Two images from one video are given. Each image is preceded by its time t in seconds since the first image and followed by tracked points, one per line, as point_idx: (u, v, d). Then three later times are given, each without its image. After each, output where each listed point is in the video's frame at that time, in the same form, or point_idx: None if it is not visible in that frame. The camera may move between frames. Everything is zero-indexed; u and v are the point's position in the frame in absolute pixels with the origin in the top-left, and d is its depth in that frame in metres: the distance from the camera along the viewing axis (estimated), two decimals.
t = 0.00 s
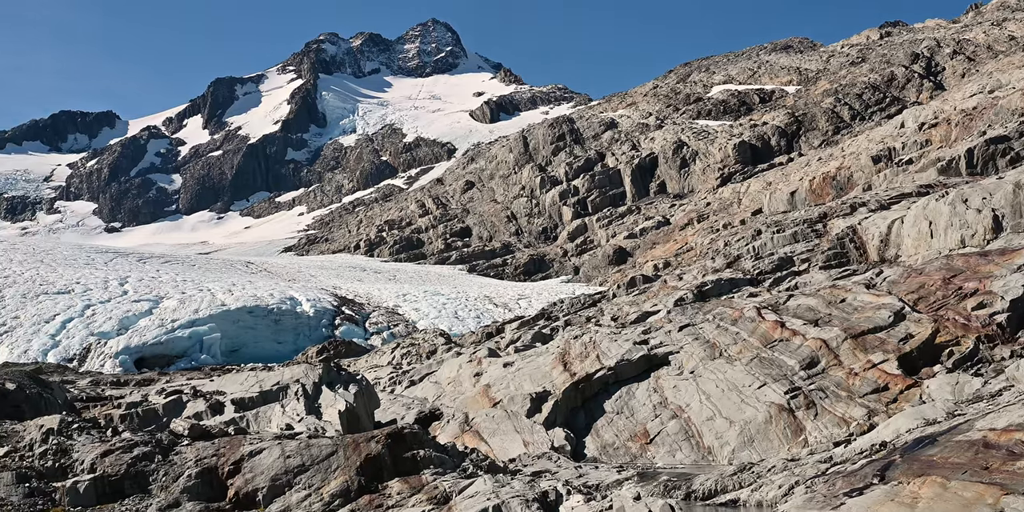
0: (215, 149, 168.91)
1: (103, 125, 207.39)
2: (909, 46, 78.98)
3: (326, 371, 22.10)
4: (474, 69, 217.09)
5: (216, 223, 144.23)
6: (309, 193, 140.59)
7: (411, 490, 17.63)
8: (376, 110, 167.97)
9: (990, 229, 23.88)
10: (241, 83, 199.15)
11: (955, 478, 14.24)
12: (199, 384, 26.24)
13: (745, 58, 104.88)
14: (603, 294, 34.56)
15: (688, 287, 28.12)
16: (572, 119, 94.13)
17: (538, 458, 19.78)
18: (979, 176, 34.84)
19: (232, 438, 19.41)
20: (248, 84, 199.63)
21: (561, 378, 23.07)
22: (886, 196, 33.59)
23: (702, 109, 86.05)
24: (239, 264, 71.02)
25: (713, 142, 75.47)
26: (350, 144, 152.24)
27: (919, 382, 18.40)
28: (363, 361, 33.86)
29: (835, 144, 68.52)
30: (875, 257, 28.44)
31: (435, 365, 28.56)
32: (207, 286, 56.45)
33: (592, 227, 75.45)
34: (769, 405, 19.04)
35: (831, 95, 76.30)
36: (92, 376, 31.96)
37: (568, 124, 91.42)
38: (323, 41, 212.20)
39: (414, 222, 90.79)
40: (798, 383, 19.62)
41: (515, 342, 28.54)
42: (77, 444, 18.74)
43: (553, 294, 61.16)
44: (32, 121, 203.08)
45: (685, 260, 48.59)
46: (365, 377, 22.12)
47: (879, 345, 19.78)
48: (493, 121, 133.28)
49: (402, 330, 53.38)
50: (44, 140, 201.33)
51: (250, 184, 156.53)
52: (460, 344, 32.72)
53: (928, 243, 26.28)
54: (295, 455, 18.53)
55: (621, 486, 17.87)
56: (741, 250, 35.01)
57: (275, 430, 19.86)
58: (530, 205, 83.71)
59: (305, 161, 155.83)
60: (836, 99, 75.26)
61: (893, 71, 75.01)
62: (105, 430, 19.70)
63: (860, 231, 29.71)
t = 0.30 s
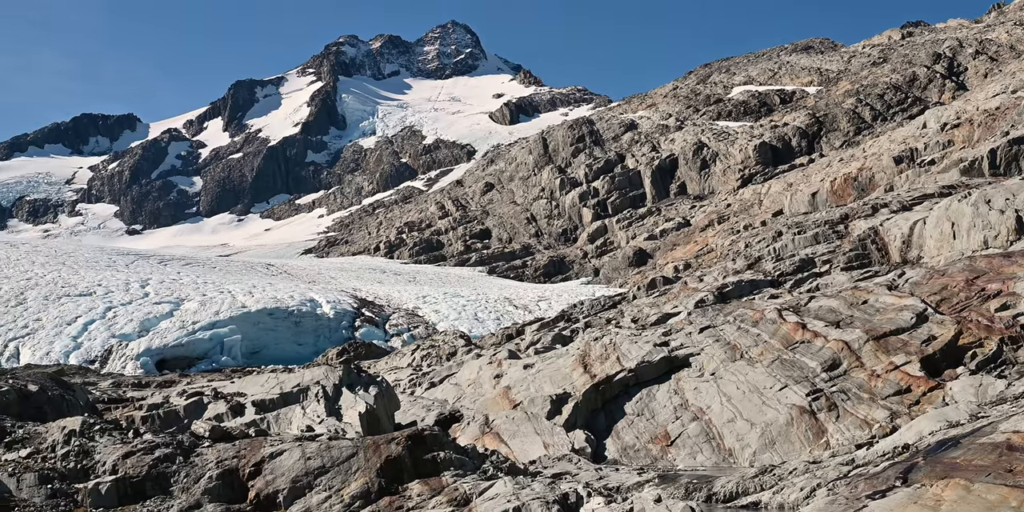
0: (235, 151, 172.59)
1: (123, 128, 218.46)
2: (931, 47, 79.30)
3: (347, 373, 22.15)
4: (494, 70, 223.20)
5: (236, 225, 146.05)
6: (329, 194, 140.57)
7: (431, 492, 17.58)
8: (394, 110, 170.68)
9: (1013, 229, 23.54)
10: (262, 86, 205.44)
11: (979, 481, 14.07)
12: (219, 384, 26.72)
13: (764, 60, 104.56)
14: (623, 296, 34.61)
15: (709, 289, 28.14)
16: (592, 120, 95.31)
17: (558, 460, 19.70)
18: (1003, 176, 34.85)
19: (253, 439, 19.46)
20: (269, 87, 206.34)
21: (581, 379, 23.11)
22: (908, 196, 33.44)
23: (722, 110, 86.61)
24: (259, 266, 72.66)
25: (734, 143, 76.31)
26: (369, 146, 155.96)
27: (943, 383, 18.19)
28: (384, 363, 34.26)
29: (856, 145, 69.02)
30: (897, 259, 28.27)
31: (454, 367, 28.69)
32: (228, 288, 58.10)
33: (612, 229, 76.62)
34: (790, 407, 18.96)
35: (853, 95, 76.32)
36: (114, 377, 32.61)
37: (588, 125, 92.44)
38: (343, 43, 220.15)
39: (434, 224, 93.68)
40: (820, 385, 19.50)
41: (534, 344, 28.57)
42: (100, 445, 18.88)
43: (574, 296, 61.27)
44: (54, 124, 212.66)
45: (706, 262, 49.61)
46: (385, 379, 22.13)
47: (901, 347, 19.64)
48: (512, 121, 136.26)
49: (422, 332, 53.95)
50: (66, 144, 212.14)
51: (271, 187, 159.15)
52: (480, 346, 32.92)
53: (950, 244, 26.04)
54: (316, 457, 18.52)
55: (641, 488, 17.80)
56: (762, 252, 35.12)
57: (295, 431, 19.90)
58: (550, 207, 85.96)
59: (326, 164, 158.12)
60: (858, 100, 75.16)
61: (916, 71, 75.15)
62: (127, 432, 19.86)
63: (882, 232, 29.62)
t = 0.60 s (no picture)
0: (258, 154, 178.54)
1: (146, 131, 223.49)
2: (955, 47, 80.79)
3: (370, 375, 22.21)
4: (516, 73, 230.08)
5: (259, 227, 149.90)
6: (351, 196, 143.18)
7: (454, 494, 17.51)
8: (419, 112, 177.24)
9: None
10: (284, 89, 212.27)
11: (1006, 483, 13.82)
12: (241, 386, 27.03)
13: (788, 60, 108.52)
14: (646, 298, 34.63)
15: (731, 291, 28.13)
16: (614, 122, 97.44)
17: (581, 462, 19.62)
18: None
19: (276, 441, 19.49)
20: (291, 89, 213.13)
21: (604, 381, 23.09)
22: (933, 197, 33.33)
23: (745, 111, 89.50)
24: (281, 269, 73.79)
25: (756, 144, 78.04)
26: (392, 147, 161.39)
27: (969, 385, 17.98)
28: (405, 365, 34.48)
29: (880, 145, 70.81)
30: (921, 259, 28.06)
31: (477, 369, 28.79)
32: (251, 290, 58.68)
33: (635, 230, 78.62)
34: (814, 409, 18.84)
35: (877, 96, 78.62)
36: (138, 380, 33.18)
37: (610, 126, 94.92)
38: (366, 46, 227.74)
39: (456, 225, 96.15)
40: (844, 387, 19.38)
41: (557, 345, 28.56)
42: (123, 447, 18.97)
43: (596, 298, 61.43)
44: (79, 127, 218.43)
45: (729, 263, 50.66)
46: (407, 381, 22.23)
47: (926, 349, 19.48)
48: (534, 122, 141.07)
49: (444, 334, 54.24)
50: (90, 146, 217.56)
51: (293, 190, 163.83)
52: (502, 348, 33.05)
53: (975, 245, 25.73)
54: (339, 459, 18.51)
55: (664, 490, 17.70)
56: (785, 253, 35.19)
57: (318, 433, 19.93)
58: (573, 208, 87.87)
59: (347, 166, 162.22)
60: (882, 100, 77.38)
61: (941, 71, 76.90)
62: (150, 433, 19.99)
63: (906, 233, 29.43)
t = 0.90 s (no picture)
0: (280, 156, 187.51)
1: (168, 133, 229.53)
2: (979, 47, 81.90)
3: (392, 376, 22.30)
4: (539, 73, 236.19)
5: (281, 229, 157.90)
6: (372, 198, 150.50)
7: (476, 495, 17.42)
8: (439, 113, 182.83)
9: None
10: (305, 91, 220.54)
11: None
12: (264, 388, 27.25)
13: (811, 59, 111.94)
14: (667, 298, 34.69)
15: (753, 292, 28.15)
16: (635, 123, 99.69)
17: (603, 464, 19.54)
18: None
19: (298, 442, 19.54)
20: (312, 91, 221.60)
21: (626, 383, 23.10)
22: (957, 197, 33.21)
23: (768, 111, 91.11)
24: (303, 270, 74.44)
25: (779, 145, 79.30)
26: (412, 150, 166.80)
27: (994, 386, 17.77)
28: (427, 366, 34.62)
29: (903, 145, 71.35)
30: (946, 260, 27.84)
31: (498, 370, 28.95)
32: (274, 292, 59.36)
33: (656, 231, 79.16)
34: (838, 410, 18.74)
35: (900, 95, 79.17)
36: (162, 381, 33.97)
37: (631, 127, 97.18)
38: (387, 48, 236.16)
39: (476, 227, 98.49)
40: (868, 388, 19.27)
41: (578, 347, 28.67)
42: (146, 448, 19.10)
43: (617, 299, 61.50)
44: (103, 130, 225.73)
45: (751, 264, 51.36)
46: (430, 382, 22.37)
47: (951, 349, 19.32)
48: (554, 124, 145.27)
49: (465, 335, 54.72)
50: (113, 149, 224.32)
51: (314, 192, 170.82)
52: (524, 349, 33.21)
53: (1000, 245, 25.45)
54: (360, 460, 18.52)
55: (686, 491, 17.61)
56: (808, 254, 35.30)
57: (340, 434, 19.98)
58: (594, 209, 89.55)
59: (369, 168, 167.87)
60: (905, 99, 78.03)
61: (965, 70, 77.27)
62: (173, 434, 20.17)
63: (930, 233, 29.23)
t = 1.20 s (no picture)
0: (302, 157, 191.49)
1: (190, 135, 236.06)
2: (1003, 45, 82.28)
3: (414, 376, 22.37)
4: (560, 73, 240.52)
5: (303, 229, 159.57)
6: (394, 198, 153.46)
7: (497, 496, 17.33)
8: (460, 113, 186.81)
9: None
10: (327, 92, 225.88)
11: None
12: (285, 388, 27.54)
13: (834, 58, 113.49)
14: (690, 298, 34.65)
15: (776, 292, 28.13)
16: (657, 123, 101.27)
17: (625, 464, 19.50)
18: None
19: (320, 442, 19.60)
20: (334, 92, 226.71)
21: (648, 383, 23.12)
22: (982, 196, 33.15)
23: (790, 110, 92.70)
24: (325, 270, 74.93)
25: (802, 144, 80.18)
26: (434, 149, 170.19)
27: (1020, 386, 17.60)
28: (449, 366, 34.76)
29: (926, 143, 71.19)
30: (970, 259, 27.61)
31: (520, 370, 29.01)
32: (295, 292, 59.60)
33: (678, 231, 80.78)
34: (861, 411, 18.66)
35: (924, 94, 79.12)
36: (183, 381, 34.64)
37: (653, 127, 98.91)
38: (408, 48, 241.51)
39: (498, 228, 100.20)
40: (892, 389, 19.17)
41: (600, 347, 28.69)
42: (169, 448, 19.20)
43: (639, 300, 61.15)
44: (126, 132, 229.73)
45: (774, 263, 51.74)
46: (451, 382, 22.46)
47: (975, 349, 19.18)
48: (575, 124, 148.87)
49: (487, 335, 55.01)
50: (136, 151, 228.31)
51: (336, 192, 174.77)
52: (545, 349, 33.27)
53: None
54: (382, 460, 18.53)
55: (709, 492, 17.52)
56: (830, 254, 35.30)
57: (362, 435, 20.05)
58: (616, 210, 90.92)
59: (390, 168, 171.77)
60: (929, 98, 77.98)
61: (989, 69, 77.08)
62: (196, 435, 20.29)
63: (955, 232, 28.97)
